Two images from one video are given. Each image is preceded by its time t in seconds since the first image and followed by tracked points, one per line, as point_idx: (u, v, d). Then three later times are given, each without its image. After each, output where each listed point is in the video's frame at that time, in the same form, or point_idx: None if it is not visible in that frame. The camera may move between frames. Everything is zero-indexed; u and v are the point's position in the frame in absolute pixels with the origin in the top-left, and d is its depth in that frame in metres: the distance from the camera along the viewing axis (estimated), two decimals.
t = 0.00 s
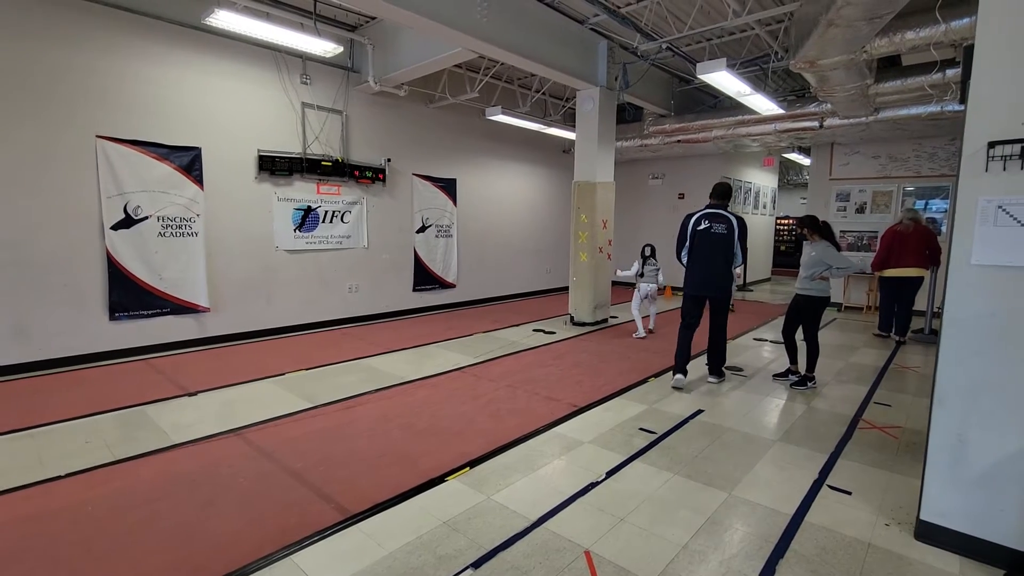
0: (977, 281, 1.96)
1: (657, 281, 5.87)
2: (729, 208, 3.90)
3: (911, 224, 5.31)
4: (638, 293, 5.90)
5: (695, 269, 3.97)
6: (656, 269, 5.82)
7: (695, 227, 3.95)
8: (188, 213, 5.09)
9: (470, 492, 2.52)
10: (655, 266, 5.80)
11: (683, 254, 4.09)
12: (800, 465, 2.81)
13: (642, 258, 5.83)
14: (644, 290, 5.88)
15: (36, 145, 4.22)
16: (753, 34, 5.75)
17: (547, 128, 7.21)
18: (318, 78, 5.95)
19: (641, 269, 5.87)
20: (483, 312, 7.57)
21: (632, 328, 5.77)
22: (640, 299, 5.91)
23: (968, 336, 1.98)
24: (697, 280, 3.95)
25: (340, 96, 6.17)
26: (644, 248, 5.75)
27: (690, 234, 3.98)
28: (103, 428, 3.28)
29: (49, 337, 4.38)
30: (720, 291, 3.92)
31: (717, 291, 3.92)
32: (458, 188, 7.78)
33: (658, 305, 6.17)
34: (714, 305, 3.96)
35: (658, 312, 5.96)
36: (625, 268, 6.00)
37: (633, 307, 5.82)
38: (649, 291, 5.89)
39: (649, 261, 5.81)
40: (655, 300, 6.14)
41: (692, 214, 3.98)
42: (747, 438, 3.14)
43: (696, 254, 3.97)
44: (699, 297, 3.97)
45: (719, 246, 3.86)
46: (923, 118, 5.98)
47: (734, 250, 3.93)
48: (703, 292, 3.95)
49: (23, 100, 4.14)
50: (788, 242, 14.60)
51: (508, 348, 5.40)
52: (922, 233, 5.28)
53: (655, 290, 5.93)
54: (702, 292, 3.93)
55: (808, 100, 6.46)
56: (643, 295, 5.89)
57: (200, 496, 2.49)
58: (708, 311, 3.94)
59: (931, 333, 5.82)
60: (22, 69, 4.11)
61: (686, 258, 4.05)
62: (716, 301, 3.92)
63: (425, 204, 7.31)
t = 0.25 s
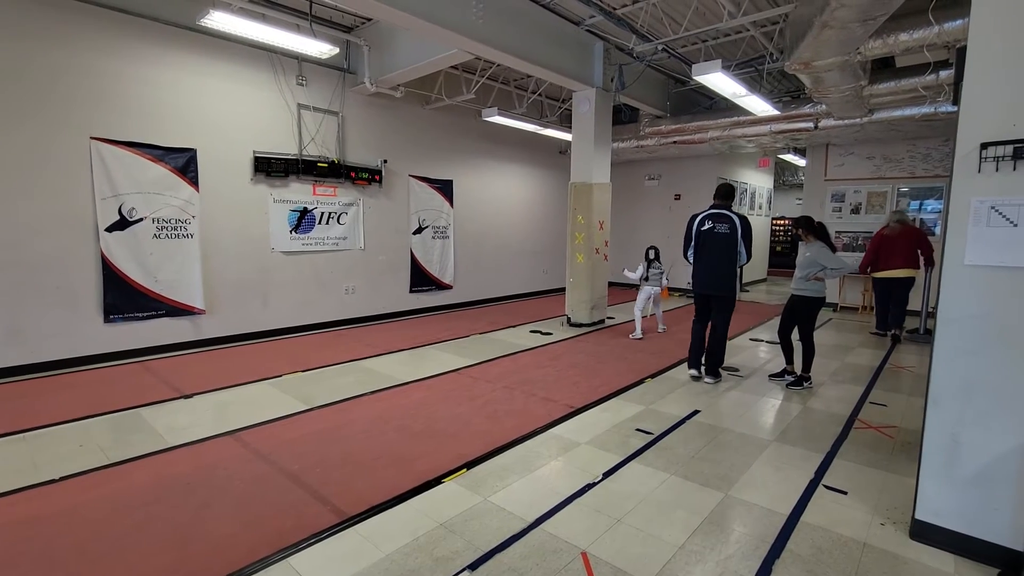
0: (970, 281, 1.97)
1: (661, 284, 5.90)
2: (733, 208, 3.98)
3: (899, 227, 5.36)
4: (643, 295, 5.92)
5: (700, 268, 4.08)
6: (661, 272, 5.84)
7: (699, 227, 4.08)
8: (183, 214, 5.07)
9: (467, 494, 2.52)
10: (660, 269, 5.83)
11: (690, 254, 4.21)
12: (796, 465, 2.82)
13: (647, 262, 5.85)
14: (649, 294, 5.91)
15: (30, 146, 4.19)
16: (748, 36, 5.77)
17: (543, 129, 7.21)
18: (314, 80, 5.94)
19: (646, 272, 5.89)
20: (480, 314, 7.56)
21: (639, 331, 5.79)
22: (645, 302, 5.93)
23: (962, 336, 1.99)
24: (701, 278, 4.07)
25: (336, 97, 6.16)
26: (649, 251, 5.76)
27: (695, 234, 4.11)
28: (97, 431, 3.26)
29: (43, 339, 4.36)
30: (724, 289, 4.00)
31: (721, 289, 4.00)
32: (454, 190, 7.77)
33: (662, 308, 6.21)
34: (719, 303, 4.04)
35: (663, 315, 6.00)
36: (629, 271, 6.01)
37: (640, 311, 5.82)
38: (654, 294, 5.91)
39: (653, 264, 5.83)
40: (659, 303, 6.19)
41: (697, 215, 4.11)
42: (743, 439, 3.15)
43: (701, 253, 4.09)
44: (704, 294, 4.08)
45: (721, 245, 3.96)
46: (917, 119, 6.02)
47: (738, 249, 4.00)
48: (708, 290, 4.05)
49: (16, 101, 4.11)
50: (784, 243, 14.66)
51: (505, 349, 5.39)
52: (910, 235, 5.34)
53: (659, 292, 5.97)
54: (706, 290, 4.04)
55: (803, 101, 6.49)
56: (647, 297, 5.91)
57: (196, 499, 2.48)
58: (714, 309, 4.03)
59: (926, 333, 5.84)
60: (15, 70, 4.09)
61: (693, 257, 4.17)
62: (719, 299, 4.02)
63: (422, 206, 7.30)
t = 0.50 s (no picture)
0: (966, 281, 1.97)
1: (666, 282, 5.92)
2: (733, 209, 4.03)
3: (892, 226, 5.59)
4: (648, 293, 5.93)
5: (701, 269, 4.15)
6: (665, 271, 5.86)
7: (700, 230, 4.19)
8: (180, 216, 5.06)
9: (465, 496, 2.51)
10: (665, 267, 5.85)
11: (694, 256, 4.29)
12: (794, 465, 2.82)
13: (651, 260, 5.87)
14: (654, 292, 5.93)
15: (26, 148, 4.18)
16: (745, 37, 5.79)
17: (541, 130, 7.22)
18: (312, 81, 5.94)
19: (651, 270, 5.91)
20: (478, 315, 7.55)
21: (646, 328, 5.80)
22: (650, 300, 5.95)
23: (958, 336, 2.00)
24: (702, 278, 4.13)
25: (334, 99, 6.17)
26: (652, 249, 5.78)
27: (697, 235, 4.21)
28: (94, 433, 3.25)
29: (39, 341, 4.34)
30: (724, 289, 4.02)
31: (720, 289, 4.03)
32: (452, 191, 7.77)
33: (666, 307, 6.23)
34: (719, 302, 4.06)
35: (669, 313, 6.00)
36: (634, 269, 6.02)
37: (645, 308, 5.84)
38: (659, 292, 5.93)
39: (658, 263, 5.85)
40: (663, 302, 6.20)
41: (698, 217, 4.22)
42: (741, 439, 3.16)
43: (702, 254, 4.16)
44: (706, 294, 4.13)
45: (720, 245, 4.02)
46: (913, 120, 6.04)
47: (739, 249, 4.02)
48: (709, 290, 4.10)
49: (12, 102, 4.10)
50: (782, 243, 14.69)
51: (503, 350, 5.39)
52: (903, 235, 5.54)
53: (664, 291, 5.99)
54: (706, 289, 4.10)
55: (800, 102, 6.51)
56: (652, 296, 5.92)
57: (193, 502, 2.47)
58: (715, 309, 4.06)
59: (924, 333, 5.85)
60: (12, 72, 4.08)
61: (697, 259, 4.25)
62: (719, 298, 4.05)
63: (420, 207, 7.30)
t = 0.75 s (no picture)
0: (960, 281, 1.98)
1: (659, 288, 5.92)
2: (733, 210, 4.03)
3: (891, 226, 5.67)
4: (641, 299, 5.93)
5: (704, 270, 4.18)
6: (658, 276, 5.87)
7: (701, 231, 4.21)
8: (176, 217, 5.04)
9: (462, 497, 2.51)
10: (657, 273, 5.86)
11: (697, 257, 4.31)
12: (790, 465, 2.83)
13: (644, 266, 5.87)
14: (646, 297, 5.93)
15: (20, 149, 4.16)
16: (741, 38, 5.80)
17: (538, 131, 7.22)
18: (308, 82, 5.92)
19: (643, 276, 5.92)
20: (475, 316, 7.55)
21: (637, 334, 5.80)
22: (642, 306, 5.95)
23: (953, 335, 2.00)
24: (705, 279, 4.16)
25: (330, 100, 6.16)
26: (645, 256, 5.79)
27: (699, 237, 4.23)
28: (88, 436, 3.23)
29: (34, 343, 4.32)
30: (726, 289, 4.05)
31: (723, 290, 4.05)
32: (449, 192, 7.77)
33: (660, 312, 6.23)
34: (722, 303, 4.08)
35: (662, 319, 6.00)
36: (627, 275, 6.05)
37: (636, 314, 5.83)
38: (652, 298, 5.93)
39: (651, 268, 5.86)
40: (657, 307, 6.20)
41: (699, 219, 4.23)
42: (738, 439, 3.16)
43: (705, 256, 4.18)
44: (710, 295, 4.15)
45: (720, 247, 4.04)
46: (908, 120, 6.07)
47: (740, 249, 4.03)
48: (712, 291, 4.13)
49: (6, 103, 4.07)
50: (778, 244, 14.73)
51: (500, 351, 5.39)
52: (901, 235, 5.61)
53: (657, 296, 5.99)
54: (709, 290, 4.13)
55: (796, 102, 6.53)
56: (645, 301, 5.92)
57: (189, 504, 2.45)
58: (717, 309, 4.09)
59: (919, 333, 5.88)
60: (6, 73, 4.05)
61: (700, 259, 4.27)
62: (722, 299, 4.07)
63: (417, 208, 7.30)
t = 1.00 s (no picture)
0: (955, 281, 1.99)
1: (653, 285, 5.93)
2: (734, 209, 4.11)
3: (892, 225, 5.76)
4: (635, 297, 5.92)
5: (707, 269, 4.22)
6: (652, 274, 5.88)
7: (703, 231, 4.25)
8: (171, 218, 5.02)
9: (459, 499, 2.50)
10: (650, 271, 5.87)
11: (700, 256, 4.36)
12: (787, 465, 2.83)
13: (637, 264, 5.88)
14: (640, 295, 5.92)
15: (13, 150, 4.13)
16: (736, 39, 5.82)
17: (534, 132, 7.23)
18: (304, 83, 5.91)
19: (637, 274, 5.92)
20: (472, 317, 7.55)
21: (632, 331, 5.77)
22: (636, 305, 5.93)
23: (948, 335, 2.01)
24: (708, 278, 4.20)
25: (326, 101, 6.14)
26: (639, 254, 5.80)
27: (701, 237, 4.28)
28: (82, 439, 3.20)
29: (27, 346, 4.29)
30: (729, 287, 4.11)
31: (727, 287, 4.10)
32: (445, 193, 7.76)
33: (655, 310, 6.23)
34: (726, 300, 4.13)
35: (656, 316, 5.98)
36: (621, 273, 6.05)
37: (631, 312, 5.81)
38: (645, 296, 5.93)
39: (644, 266, 5.87)
40: (652, 305, 6.19)
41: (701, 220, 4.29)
42: (735, 440, 3.16)
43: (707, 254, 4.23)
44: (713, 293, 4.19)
45: (724, 245, 4.09)
46: (903, 122, 6.10)
47: (742, 248, 4.09)
48: (716, 289, 4.17)
49: None
50: (774, 245, 14.78)
51: (497, 352, 5.38)
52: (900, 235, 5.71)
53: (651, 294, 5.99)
54: (713, 288, 4.17)
55: (791, 104, 6.55)
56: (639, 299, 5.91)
57: (184, 507, 2.44)
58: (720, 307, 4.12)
59: (914, 333, 5.90)
60: None
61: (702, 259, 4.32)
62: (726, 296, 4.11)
63: (413, 209, 7.29)
